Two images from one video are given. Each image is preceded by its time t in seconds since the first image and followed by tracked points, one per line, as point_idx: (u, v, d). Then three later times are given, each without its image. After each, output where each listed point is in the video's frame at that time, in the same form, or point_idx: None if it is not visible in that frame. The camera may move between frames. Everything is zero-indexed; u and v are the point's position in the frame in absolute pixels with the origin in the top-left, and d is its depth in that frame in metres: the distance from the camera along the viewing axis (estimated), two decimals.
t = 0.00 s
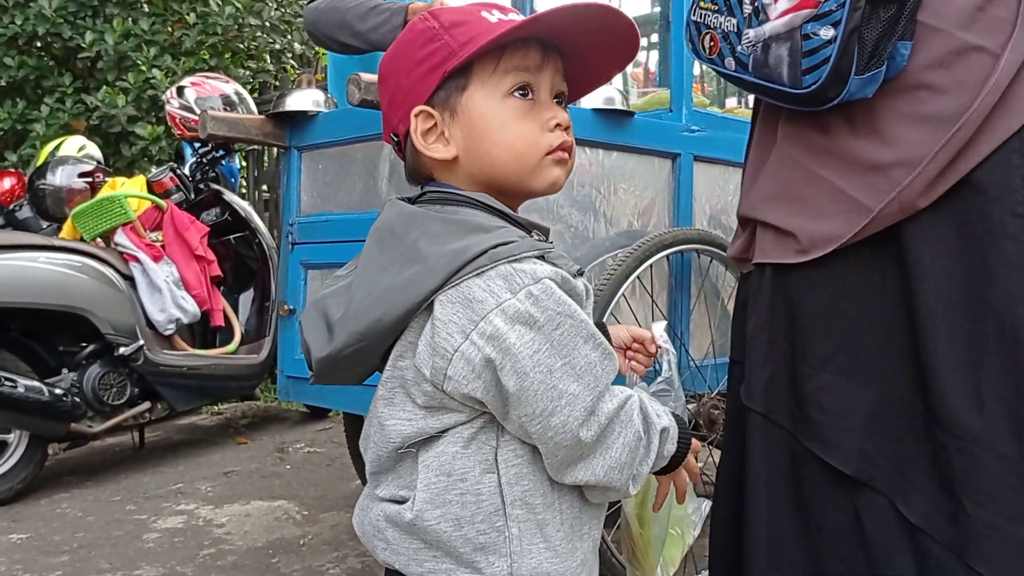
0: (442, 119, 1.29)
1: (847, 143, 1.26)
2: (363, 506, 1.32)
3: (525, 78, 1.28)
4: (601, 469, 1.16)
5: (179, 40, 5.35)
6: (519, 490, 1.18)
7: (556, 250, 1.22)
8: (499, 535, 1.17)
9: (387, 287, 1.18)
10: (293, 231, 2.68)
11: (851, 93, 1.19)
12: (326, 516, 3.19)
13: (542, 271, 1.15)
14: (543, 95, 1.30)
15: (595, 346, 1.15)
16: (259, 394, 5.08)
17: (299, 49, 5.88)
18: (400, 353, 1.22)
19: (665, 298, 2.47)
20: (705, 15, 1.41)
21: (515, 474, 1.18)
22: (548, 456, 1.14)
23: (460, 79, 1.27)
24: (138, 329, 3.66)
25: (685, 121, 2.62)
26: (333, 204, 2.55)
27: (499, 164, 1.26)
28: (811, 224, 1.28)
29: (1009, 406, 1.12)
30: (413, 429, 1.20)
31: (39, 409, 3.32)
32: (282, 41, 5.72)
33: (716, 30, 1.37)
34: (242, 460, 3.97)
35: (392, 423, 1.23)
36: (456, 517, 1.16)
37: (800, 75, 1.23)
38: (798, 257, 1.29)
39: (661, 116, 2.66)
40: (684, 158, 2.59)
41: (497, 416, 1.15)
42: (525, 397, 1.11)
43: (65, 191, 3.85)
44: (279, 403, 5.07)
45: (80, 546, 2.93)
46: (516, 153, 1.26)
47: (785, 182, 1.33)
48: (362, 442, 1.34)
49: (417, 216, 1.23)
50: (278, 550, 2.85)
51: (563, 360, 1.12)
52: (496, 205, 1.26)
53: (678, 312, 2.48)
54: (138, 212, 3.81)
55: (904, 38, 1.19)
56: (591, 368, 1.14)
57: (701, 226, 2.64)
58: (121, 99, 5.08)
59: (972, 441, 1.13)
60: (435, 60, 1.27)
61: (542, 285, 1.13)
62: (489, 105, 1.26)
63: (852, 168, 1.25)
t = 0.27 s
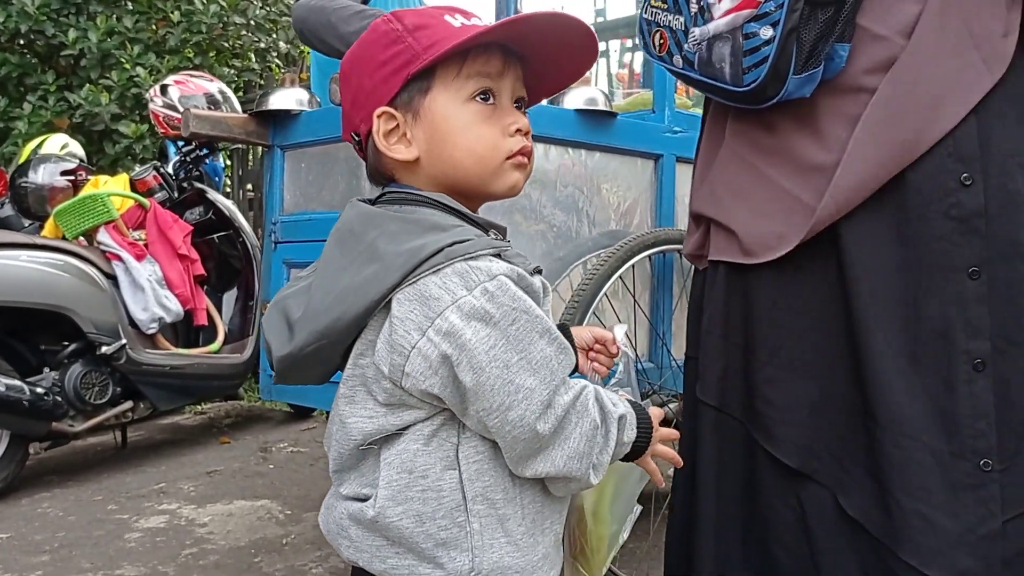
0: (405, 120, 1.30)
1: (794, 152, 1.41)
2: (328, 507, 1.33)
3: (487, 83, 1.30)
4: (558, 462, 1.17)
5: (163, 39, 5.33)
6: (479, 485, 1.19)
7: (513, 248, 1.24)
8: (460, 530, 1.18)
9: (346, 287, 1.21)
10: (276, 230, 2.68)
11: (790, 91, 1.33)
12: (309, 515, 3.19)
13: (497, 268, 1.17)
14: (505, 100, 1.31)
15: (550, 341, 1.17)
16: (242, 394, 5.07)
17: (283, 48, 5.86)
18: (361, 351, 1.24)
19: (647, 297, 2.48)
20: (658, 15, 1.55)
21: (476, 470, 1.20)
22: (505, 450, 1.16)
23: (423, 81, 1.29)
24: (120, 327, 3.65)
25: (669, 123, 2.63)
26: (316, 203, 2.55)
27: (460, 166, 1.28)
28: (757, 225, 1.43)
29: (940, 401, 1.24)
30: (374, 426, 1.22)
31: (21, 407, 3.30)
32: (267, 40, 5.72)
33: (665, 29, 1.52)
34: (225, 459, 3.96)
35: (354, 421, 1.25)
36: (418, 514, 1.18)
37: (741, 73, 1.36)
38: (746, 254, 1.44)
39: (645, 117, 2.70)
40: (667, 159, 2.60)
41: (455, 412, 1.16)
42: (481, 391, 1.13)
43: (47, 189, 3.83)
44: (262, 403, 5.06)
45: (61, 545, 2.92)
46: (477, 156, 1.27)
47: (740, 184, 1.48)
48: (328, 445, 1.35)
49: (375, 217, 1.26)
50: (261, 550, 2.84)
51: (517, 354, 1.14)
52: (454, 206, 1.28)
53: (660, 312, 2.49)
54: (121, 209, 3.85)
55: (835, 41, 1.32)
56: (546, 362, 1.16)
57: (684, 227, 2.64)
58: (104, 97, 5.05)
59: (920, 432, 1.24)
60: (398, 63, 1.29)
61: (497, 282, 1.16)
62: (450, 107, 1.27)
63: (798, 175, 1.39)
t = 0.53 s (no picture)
0: (382, 120, 1.31)
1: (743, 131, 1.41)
2: (303, 500, 1.33)
3: (465, 91, 1.33)
4: (531, 449, 1.19)
5: (147, 37, 5.31)
6: (454, 474, 1.21)
7: (481, 243, 1.26)
8: (438, 517, 1.20)
9: (318, 284, 1.21)
10: (261, 227, 2.69)
11: (733, 90, 1.34)
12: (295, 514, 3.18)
13: (467, 262, 1.19)
14: (479, 109, 1.35)
15: (520, 332, 1.19)
16: (227, 393, 5.06)
17: (268, 47, 5.85)
18: (334, 347, 1.24)
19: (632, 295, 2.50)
20: (616, 16, 1.56)
21: (450, 459, 1.22)
22: (478, 439, 1.18)
23: (403, 84, 1.30)
24: (104, 326, 3.63)
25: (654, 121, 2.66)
26: (302, 200, 2.55)
27: (433, 171, 1.31)
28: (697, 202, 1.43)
29: (891, 391, 1.26)
30: (348, 421, 1.23)
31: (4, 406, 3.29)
32: (252, 38, 5.72)
33: (621, 30, 1.54)
34: (210, 458, 3.95)
35: (327, 415, 1.25)
36: (395, 503, 1.19)
37: (687, 72, 1.37)
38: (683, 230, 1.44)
39: (630, 115, 2.73)
40: (651, 157, 2.62)
41: (429, 404, 1.18)
42: (455, 384, 1.14)
43: (31, 187, 3.81)
44: (247, 402, 5.05)
45: (45, 544, 2.91)
46: (451, 163, 1.31)
47: (692, 165, 1.47)
48: (299, 438, 1.36)
49: (346, 215, 1.26)
50: (246, 548, 2.84)
51: (489, 347, 1.16)
52: (424, 205, 1.29)
53: (645, 309, 2.51)
54: (104, 208, 3.82)
55: (776, 41, 1.34)
56: (517, 353, 1.18)
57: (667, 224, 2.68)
58: (89, 95, 5.03)
59: (870, 423, 1.24)
60: (381, 63, 1.29)
61: (469, 277, 1.17)
62: (431, 115, 1.30)
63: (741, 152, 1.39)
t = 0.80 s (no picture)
0: (375, 124, 1.32)
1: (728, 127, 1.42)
2: (300, 496, 1.34)
3: (456, 100, 1.35)
4: (524, 437, 1.21)
5: (144, 36, 5.30)
6: (450, 462, 1.23)
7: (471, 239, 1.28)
8: (435, 505, 1.22)
9: (314, 281, 1.23)
10: (259, 225, 2.68)
11: (710, 91, 1.35)
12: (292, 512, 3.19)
13: (459, 257, 1.21)
14: (468, 117, 1.37)
15: (511, 323, 1.21)
16: (225, 392, 5.06)
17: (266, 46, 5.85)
18: (330, 342, 1.26)
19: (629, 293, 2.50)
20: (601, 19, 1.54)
21: (445, 448, 1.24)
22: (472, 428, 1.20)
23: (397, 90, 1.31)
24: (100, 325, 3.63)
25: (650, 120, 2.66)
26: (299, 198, 2.54)
27: (422, 176, 1.33)
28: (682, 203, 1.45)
29: (879, 389, 1.27)
30: (345, 413, 1.25)
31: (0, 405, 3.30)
32: (249, 37, 5.72)
33: (606, 32, 1.51)
34: (207, 457, 3.96)
35: (323, 409, 1.27)
36: (394, 492, 1.21)
37: (664, 74, 1.36)
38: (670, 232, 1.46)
39: (627, 113, 2.73)
40: (648, 155, 2.63)
41: (425, 395, 1.20)
42: (450, 374, 1.16)
43: (27, 186, 3.80)
44: (245, 401, 5.05)
45: (42, 543, 2.91)
46: (441, 171, 1.33)
47: (678, 163, 1.49)
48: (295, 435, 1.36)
49: (339, 213, 1.28)
50: (243, 546, 2.84)
51: (482, 338, 1.18)
52: (414, 201, 1.30)
53: (642, 307, 2.52)
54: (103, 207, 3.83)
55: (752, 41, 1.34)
56: (509, 344, 1.20)
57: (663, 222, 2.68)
58: (85, 94, 5.02)
59: (860, 422, 1.26)
60: (376, 69, 1.30)
61: (461, 271, 1.20)
62: (423, 122, 1.32)
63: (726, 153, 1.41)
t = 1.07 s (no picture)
0: (386, 121, 1.32)
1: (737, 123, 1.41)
2: (311, 488, 1.34)
3: (466, 101, 1.36)
4: (529, 422, 1.21)
5: (144, 35, 5.30)
6: (456, 450, 1.24)
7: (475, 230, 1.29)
8: (443, 491, 1.22)
9: (322, 272, 1.24)
10: (260, 223, 2.67)
11: (719, 88, 1.34)
12: (293, 510, 3.18)
13: (463, 246, 1.22)
14: (476, 119, 1.38)
15: (515, 310, 1.21)
16: (226, 391, 5.06)
17: (266, 45, 5.84)
18: (338, 333, 1.27)
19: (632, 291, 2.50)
20: (606, 16, 1.53)
21: (452, 435, 1.24)
22: (476, 414, 1.20)
23: (410, 89, 1.31)
24: (102, 324, 3.63)
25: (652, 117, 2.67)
26: (300, 196, 2.54)
27: (431, 175, 1.33)
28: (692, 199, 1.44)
29: (891, 386, 1.25)
30: (353, 403, 1.25)
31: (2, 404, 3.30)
32: (249, 36, 5.70)
33: (612, 29, 1.50)
34: (209, 456, 3.96)
35: (331, 399, 1.27)
36: (402, 478, 1.21)
37: (672, 71, 1.35)
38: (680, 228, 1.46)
39: (629, 111, 2.73)
40: (650, 153, 2.63)
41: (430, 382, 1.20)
42: (454, 360, 1.17)
43: (29, 185, 3.80)
44: (246, 400, 5.04)
45: (44, 541, 2.90)
46: (450, 169, 1.33)
47: (685, 161, 1.49)
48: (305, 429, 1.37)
49: (346, 207, 1.29)
50: (245, 544, 2.84)
51: (485, 324, 1.18)
52: (423, 197, 1.31)
53: (645, 305, 2.51)
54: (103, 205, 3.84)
55: (761, 35, 1.34)
56: (513, 330, 1.20)
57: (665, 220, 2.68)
58: (85, 93, 5.02)
59: (872, 420, 1.25)
60: (389, 67, 1.30)
61: (464, 259, 1.20)
62: (433, 121, 1.32)
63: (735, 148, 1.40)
